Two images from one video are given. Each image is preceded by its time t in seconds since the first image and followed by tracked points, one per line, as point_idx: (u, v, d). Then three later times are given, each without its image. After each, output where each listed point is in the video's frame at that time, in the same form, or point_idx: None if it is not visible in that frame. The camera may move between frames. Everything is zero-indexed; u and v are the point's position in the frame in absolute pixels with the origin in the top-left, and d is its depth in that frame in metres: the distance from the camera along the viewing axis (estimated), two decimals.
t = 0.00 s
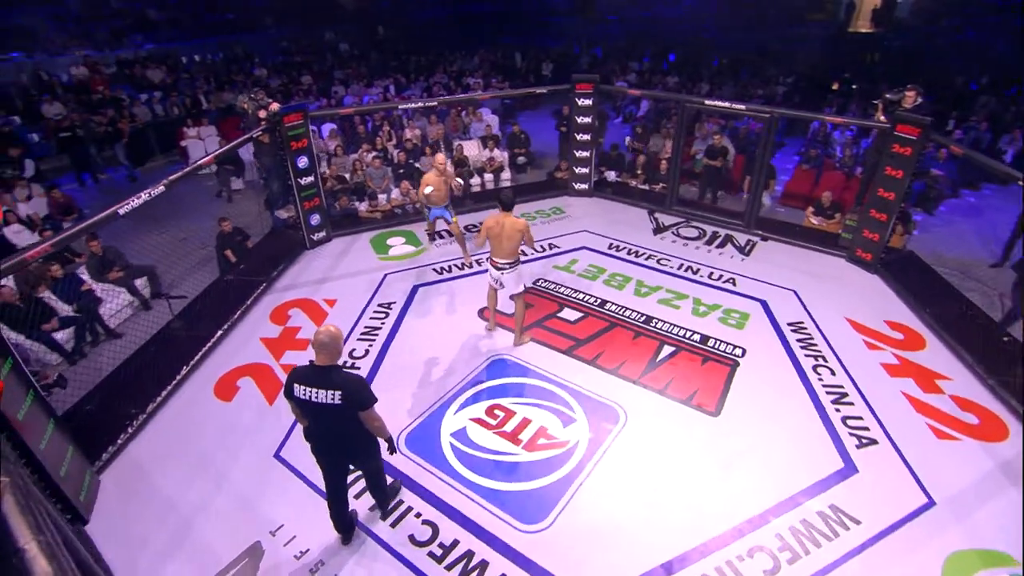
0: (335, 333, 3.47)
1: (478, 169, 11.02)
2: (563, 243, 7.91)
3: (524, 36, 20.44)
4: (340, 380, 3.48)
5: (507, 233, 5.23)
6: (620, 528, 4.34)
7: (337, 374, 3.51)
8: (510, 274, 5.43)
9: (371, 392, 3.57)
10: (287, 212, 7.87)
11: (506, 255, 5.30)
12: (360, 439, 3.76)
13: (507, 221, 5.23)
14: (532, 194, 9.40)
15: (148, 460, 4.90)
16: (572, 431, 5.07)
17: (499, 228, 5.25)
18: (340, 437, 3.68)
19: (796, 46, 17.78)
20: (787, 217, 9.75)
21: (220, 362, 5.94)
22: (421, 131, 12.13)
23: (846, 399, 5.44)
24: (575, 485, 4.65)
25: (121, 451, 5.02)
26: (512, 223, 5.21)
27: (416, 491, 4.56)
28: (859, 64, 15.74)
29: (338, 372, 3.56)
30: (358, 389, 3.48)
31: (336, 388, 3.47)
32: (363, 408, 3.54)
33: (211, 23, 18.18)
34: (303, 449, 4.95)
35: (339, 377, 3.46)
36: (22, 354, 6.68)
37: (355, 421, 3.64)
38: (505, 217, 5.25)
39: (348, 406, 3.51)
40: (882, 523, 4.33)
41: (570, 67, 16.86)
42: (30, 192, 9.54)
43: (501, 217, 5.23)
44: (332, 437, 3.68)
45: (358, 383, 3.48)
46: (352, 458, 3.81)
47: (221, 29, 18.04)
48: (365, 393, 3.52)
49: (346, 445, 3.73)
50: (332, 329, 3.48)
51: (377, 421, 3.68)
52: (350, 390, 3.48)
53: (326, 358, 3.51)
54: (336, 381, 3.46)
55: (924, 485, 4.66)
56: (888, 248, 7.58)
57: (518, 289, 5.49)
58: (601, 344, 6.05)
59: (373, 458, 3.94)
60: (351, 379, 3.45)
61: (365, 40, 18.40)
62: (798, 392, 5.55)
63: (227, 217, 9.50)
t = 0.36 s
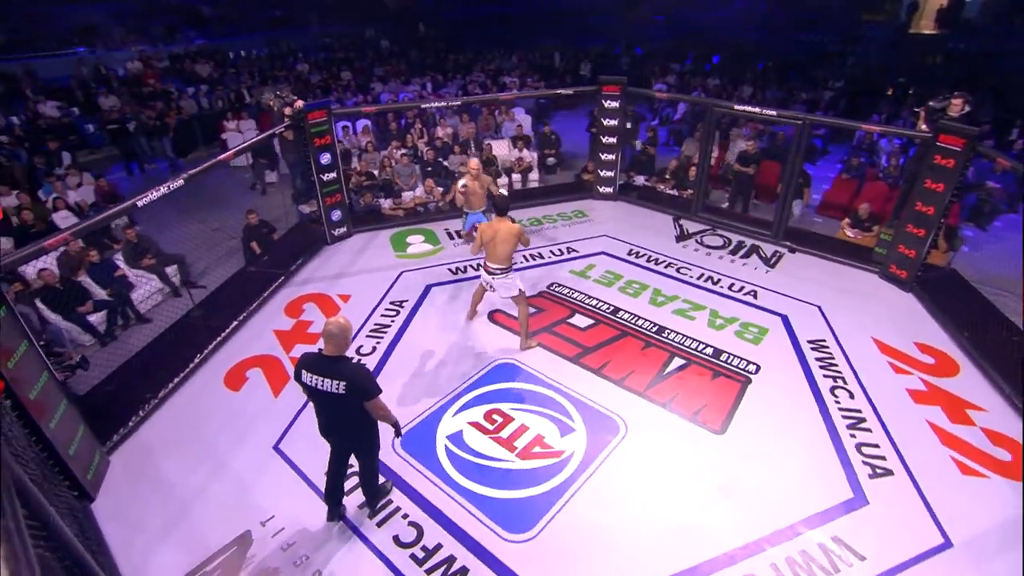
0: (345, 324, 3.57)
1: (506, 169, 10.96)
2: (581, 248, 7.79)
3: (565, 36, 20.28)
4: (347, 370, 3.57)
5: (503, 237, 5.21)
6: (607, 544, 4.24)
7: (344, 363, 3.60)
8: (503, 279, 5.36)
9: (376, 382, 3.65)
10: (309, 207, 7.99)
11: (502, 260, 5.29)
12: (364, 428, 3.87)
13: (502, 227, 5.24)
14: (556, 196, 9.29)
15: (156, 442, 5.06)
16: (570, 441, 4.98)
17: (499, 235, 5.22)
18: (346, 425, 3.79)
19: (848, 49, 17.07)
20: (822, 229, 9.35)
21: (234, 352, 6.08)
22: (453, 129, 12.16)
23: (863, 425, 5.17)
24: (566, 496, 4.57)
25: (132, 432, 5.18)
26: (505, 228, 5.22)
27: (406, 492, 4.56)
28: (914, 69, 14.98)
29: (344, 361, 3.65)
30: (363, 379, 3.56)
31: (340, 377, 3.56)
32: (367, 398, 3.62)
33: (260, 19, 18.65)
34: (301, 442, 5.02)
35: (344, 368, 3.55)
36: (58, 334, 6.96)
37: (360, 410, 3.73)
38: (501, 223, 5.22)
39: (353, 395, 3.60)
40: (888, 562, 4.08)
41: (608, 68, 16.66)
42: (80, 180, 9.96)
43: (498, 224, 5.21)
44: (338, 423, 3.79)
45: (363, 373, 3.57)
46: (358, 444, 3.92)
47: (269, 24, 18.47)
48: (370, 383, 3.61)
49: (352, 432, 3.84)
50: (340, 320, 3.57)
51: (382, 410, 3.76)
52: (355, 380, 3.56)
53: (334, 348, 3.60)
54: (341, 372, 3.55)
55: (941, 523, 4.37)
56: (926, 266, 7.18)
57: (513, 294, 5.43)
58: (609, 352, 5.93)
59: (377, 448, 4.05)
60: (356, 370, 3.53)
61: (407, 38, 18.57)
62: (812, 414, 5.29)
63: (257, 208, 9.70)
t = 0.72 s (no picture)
0: (331, 319, 3.59)
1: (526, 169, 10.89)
2: (592, 251, 7.70)
3: (597, 35, 20.10)
4: (325, 364, 3.59)
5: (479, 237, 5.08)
6: (587, 554, 4.16)
7: (325, 357, 3.63)
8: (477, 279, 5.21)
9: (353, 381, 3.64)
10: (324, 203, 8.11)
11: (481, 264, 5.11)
12: (347, 424, 3.88)
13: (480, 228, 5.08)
14: (571, 197, 9.20)
15: (158, 428, 5.21)
16: (559, 447, 4.93)
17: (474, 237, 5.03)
18: (325, 418, 3.81)
19: (892, 51, 16.39)
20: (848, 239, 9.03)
21: (240, 343, 6.22)
22: (476, 128, 12.18)
23: (868, 445, 4.95)
24: (549, 501, 4.52)
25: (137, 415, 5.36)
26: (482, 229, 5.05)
27: (390, 489, 4.59)
28: (961, 72, 14.31)
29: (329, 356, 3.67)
30: (339, 376, 3.56)
31: (317, 371, 3.57)
32: (343, 394, 3.62)
33: (297, 16, 18.97)
34: (294, 434, 5.10)
35: (323, 362, 3.57)
36: (84, 321, 7.20)
37: (339, 405, 3.74)
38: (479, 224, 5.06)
39: (328, 390, 3.61)
40: None
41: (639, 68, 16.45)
42: (114, 171, 10.26)
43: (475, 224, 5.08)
44: (319, 416, 3.82)
45: (340, 370, 3.57)
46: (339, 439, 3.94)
47: (305, 20, 18.79)
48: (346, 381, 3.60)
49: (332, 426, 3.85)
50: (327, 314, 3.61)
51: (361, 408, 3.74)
52: (331, 374, 3.57)
53: (319, 341, 3.64)
54: (319, 365, 3.57)
55: (942, 553, 4.15)
56: (953, 280, 6.84)
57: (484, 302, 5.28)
58: (608, 358, 5.85)
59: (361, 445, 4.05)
60: (333, 367, 3.53)
61: (439, 36, 18.64)
62: (814, 431, 5.10)
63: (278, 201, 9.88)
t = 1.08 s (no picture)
0: (322, 321, 3.60)
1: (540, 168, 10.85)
2: (596, 252, 7.66)
3: (623, 35, 19.93)
4: (308, 364, 3.59)
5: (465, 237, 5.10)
6: (561, 556, 4.13)
7: (311, 358, 3.63)
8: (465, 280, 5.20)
9: (331, 387, 3.59)
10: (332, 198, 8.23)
11: (464, 265, 5.10)
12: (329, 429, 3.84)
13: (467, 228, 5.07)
14: (581, 198, 9.16)
15: (156, 414, 5.36)
16: (544, 448, 4.91)
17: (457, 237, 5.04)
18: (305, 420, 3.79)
19: (929, 53, 15.83)
20: (865, 247, 8.77)
21: (242, 333, 6.35)
22: (492, 126, 12.19)
23: (864, 460, 4.80)
24: (529, 502, 4.50)
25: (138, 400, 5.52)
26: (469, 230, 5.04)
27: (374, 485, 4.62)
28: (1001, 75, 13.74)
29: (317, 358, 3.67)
30: (318, 379, 3.54)
31: (299, 369, 3.58)
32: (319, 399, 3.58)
33: (325, 13, 19.22)
34: (285, 424, 5.19)
35: (306, 362, 3.58)
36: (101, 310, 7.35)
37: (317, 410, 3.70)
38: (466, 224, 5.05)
39: (306, 391, 3.59)
40: None
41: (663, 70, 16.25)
42: (140, 164, 10.52)
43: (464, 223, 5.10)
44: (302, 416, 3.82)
45: (319, 374, 3.54)
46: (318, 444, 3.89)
47: (333, 18, 19.07)
48: (324, 386, 3.57)
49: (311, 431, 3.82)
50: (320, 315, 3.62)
51: (334, 418, 3.66)
52: (311, 376, 3.56)
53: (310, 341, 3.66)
54: (302, 364, 3.59)
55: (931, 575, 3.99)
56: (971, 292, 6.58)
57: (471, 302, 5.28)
58: (603, 361, 5.80)
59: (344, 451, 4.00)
60: (313, 368, 3.52)
61: (464, 35, 18.70)
62: (808, 442, 4.97)
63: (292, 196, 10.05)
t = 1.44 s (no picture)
0: (345, 334, 3.49)
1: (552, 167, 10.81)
2: (599, 252, 7.63)
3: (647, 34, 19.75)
4: (323, 376, 3.52)
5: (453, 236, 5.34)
6: (536, 554, 4.12)
7: (328, 370, 3.55)
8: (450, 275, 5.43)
9: (340, 404, 3.50)
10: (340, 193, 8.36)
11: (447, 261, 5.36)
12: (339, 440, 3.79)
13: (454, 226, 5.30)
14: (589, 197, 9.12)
15: (155, 400, 5.51)
16: (529, 446, 4.90)
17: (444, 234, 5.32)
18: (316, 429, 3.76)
19: (964, 54, 15.29)
20: (880, 253, 8.54)
21: (243, 324, 6.49)
22: (507, 125, 12.20)
23: (856, 470, 4.67)
24: (509, 499, 4.50)
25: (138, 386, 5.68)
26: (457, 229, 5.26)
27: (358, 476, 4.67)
28: None
29: (335, 370, 3.59)
30: (326, 395, 3.47)
31: (313, 380, 3.53)
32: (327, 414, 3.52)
33: (349, 11, 19.46)
34: (277, 413, 5.28)
35: (321, 375, 3.51)
36: (115, 295, 7.36)
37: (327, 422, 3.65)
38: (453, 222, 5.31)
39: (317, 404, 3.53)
40: None
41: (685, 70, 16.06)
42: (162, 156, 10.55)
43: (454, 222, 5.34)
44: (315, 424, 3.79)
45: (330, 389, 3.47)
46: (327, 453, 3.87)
47: (357, 15, 19.26)
48: (334, 402, 3.49)
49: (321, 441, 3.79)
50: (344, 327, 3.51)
51: (345, 432, 3.60)
52: (324, 389, 3.50)
53: (330, 352, 3.58)
54: (317, 374, 3.52)
55: None
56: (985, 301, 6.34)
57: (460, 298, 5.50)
58: (595, 361, 5.76)
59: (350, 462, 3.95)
60: (325, 384, 3.44)
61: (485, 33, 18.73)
62: (800, 450, 4.85)
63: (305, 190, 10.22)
